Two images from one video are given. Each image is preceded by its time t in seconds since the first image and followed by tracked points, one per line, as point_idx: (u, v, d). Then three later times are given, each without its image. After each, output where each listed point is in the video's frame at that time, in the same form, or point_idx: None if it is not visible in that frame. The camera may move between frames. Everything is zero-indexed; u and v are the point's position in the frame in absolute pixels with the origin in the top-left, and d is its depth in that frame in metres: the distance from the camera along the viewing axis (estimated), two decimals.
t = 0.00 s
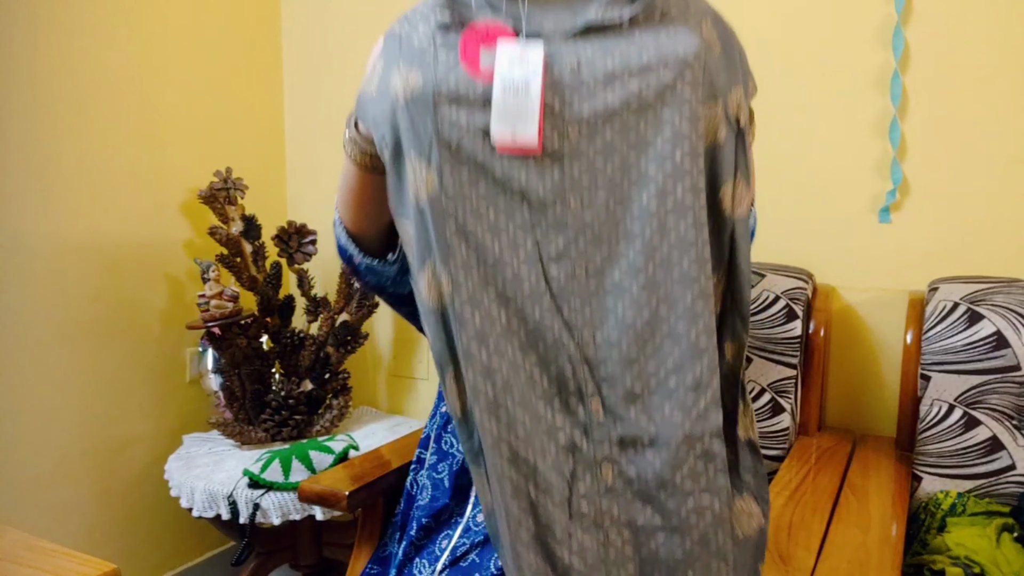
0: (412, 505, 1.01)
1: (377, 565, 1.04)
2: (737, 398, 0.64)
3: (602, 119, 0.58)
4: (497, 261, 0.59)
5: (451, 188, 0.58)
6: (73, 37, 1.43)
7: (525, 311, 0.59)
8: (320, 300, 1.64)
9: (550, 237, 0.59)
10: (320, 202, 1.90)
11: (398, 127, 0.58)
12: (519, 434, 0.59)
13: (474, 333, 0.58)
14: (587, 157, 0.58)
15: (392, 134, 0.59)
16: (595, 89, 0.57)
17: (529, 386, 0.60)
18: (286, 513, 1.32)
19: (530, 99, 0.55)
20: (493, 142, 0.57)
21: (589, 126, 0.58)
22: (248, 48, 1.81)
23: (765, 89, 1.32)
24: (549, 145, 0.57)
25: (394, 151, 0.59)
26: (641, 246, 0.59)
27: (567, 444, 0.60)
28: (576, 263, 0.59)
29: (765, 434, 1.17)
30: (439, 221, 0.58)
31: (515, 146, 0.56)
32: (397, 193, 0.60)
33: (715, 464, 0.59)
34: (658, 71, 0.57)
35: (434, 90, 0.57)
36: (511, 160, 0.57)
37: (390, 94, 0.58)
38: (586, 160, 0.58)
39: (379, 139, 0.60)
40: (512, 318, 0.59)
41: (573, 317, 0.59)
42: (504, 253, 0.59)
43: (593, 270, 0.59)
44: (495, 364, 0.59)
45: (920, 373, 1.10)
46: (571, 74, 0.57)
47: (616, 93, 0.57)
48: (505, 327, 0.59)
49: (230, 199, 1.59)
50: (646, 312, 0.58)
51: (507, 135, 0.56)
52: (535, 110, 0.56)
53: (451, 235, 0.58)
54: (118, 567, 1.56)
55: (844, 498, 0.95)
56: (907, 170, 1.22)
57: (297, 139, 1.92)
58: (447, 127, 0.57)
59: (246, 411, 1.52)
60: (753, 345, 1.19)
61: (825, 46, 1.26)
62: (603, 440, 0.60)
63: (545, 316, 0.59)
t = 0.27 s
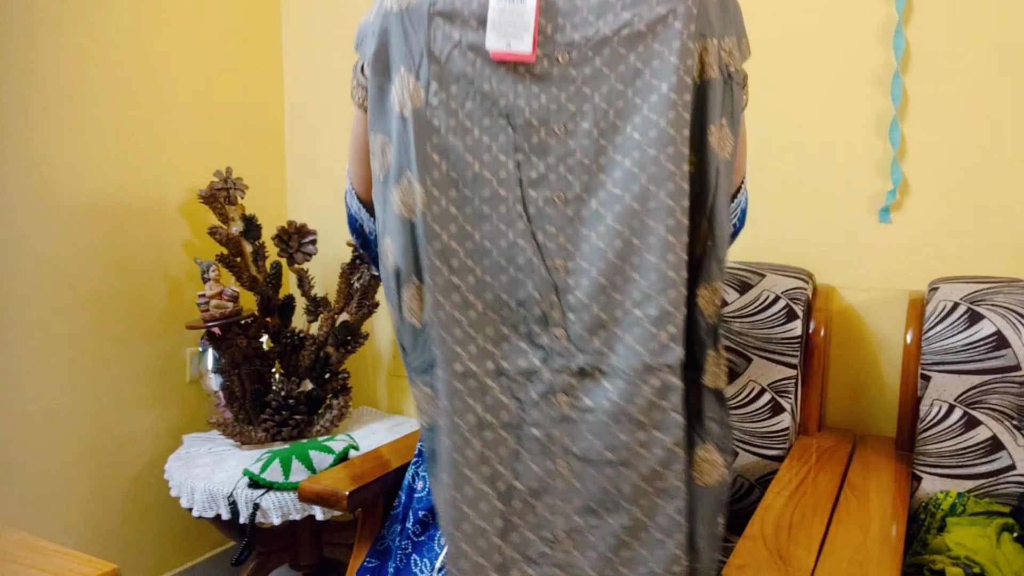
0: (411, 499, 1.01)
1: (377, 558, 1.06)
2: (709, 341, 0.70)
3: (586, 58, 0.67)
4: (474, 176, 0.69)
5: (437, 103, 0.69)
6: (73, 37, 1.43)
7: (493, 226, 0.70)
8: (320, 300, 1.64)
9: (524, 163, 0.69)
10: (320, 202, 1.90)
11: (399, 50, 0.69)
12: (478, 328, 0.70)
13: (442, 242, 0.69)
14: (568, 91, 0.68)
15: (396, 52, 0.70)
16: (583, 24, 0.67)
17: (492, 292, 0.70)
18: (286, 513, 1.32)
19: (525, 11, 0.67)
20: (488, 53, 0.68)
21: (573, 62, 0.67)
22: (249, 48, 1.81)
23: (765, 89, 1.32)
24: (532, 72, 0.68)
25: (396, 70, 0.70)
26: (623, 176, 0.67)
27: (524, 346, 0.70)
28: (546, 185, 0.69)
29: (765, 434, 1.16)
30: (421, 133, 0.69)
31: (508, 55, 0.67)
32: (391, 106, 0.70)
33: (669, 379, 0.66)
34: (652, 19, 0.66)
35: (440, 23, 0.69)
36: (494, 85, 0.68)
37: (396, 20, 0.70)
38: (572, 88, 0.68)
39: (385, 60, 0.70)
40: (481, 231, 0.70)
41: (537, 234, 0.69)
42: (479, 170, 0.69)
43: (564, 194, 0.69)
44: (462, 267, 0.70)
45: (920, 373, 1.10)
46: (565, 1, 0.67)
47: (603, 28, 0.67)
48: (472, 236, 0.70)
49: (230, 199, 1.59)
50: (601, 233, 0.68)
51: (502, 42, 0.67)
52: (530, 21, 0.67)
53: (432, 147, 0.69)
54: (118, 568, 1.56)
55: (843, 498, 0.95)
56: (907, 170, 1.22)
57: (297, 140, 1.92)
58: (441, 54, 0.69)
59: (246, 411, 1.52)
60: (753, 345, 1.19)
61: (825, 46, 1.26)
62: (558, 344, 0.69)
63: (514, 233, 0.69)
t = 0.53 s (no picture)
0: (411, 496, 1.01)
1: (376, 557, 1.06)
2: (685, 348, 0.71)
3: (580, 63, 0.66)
4: (460, 177, 0.69)
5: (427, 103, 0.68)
6: (73, 37, 1.43)
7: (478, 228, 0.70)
8: (320, 300, 1.64)
9: (511, 167, 0.69)
10: (320, 202, 1.90)
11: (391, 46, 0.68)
12: (459, 327, 0.71)
13: (427, 242, 0.69)
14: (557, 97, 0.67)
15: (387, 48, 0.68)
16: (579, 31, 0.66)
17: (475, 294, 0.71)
18: (286, 513, 1.32)
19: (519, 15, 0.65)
20: (480, 57, 0.67)
21: (566, 67, 0.67)
22: (248, 48, 1.81)
23: (765, 88, 1.32)
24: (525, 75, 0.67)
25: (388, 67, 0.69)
26: (605, 184, 0.68)
27: (506, 346, 0.71)
28: (532, 190, 0.69)
29: (765, 435, 1.16)
30: (411, 133, 0.68)
31: (499, 58, 0.66)
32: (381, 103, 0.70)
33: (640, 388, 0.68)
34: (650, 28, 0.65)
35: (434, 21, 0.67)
36: (486, 87, 0.68)
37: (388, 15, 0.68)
38: (561, 95, 0.67)
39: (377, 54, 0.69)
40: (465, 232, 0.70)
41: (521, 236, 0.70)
42: (465, 172, 0.69)
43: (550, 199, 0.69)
44: (446, 267, 0.70)
45: (920, 374, 1.10)
46: (560, 7, 0.66)
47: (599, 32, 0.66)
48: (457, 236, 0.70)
49: (230, 199, 1.59)
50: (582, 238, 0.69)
51: (496, 48, 0.66)
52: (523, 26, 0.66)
53: (422, 149, 0.68)
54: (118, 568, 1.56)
55: (844, 498, 0.95)
56: (907, 170, 1.22)
57: (298, 140, 1.92)
58: (433, 53, 0.67)
59: (246, 411, 1.52)
60: (753, 345, 1.19)
61: (825, 46, 1.26)
62: (535, 346, 0.70)
63: (498, 237, 0.70)
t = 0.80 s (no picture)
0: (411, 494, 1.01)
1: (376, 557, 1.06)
2: (699, 348, 0.70)
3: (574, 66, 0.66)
4: (453, 178, 0.69)
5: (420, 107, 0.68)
6: (73, 37, 1.43)
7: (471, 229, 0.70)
8: (320, 300, 1.64)
9: (503, 169, 0.68)
10: (320, 202, 1.90)
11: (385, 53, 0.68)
12: (453, 324, 0.71)
13: (420, 242, 0.69)
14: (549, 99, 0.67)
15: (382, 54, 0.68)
16: (571, 34, 0.65)
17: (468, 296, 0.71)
18: (286, 513, 1.32)
19: (514, 19, 0.65)
20: (473, 61, 0.67)
21: (558, 71, 0.66)
22: (248, 48, 1.81)
23: (765, 88, 1.32)
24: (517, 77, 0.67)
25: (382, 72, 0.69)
26: (598, 187, 0.67)
27: (499, 347, 0.70)
28: (524, 192, 0.69)
29: (765, 434, 1.16)
30: (403, 137, 0.68)
31: (495, 64, 0.66)
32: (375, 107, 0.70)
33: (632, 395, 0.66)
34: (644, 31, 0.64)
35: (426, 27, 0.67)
36: (477, 90, 0.67)
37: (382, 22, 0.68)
38: (552, 98, 0.67)
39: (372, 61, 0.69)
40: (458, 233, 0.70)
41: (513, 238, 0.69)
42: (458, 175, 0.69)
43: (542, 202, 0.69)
44: (438, 269, 0.70)
45: (920, 374, 1.10)
46: (552, 12, 0.66)
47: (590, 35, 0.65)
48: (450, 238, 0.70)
49: (230, 199, 1.59)
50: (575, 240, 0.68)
51: (490, 53, 0.66)
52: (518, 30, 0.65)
53: (414, 152, 0.68)
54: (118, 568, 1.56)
55: (843, 498, 0.95)
56: (907, 170, 1.22)
57: (298, 140, 1.92)
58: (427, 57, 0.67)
59: (246, 411, 1.52)
60: (753, 345, 1.19)
61: (825, 45, 1.26)
62: (527, 345, 0.70)
63: (490, 238, 0.69)
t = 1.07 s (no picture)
0: (411, 495, 1.00)
1: (376, 557, 1.06)
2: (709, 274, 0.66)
3: None
4: (464, 112, 0.64)
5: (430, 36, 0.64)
6: (72, 38, 1.43)
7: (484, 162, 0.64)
8: (320, 300, 1.64)
9: (517, 98, 0.64)
10: (320, 202, 1.90)
11: None
12: (468, 259, 0.65)
13: (433, 174, 0.64)
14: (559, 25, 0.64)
15: None
16: None
17: (482, 235, 0.65)
18: (286, 513, 1.33)
19: None
20: None
21: None
22: (248, 49, 1.81)
23: (765, 88, 1.32)
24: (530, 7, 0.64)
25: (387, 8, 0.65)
26: (608, 117, 0.64)
27: (515, 290, 0.65)
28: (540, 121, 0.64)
29: (765, 434, 1.16)
30: (416, 73, 0.63)
31: None
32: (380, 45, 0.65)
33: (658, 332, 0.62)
34: None
35: None
36: (488, 24, 0.64)
37: None
38: (558, 35, 0.64)
39: None
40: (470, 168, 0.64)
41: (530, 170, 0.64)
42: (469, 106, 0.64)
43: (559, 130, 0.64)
44: (451, 206, 0.64)
45: (920, 373, 1.10)
46: None
47: None
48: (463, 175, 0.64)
49: (230, 199, 1.59)
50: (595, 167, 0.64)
51: None
52: None
53: (426, 83, 0.64)
54: (118, 567, 1.56)
55: (843, 498, 0.95)
56: (907, 170, 1.22)
57: (297, 140, 1.92)
58: None
59: (246, 411, 1.52)
60: (753, 345, 1.19)
61: (825, 45, 1.26)
62: (545, 277, 0.64)
63: (504, 169, 0.64)
